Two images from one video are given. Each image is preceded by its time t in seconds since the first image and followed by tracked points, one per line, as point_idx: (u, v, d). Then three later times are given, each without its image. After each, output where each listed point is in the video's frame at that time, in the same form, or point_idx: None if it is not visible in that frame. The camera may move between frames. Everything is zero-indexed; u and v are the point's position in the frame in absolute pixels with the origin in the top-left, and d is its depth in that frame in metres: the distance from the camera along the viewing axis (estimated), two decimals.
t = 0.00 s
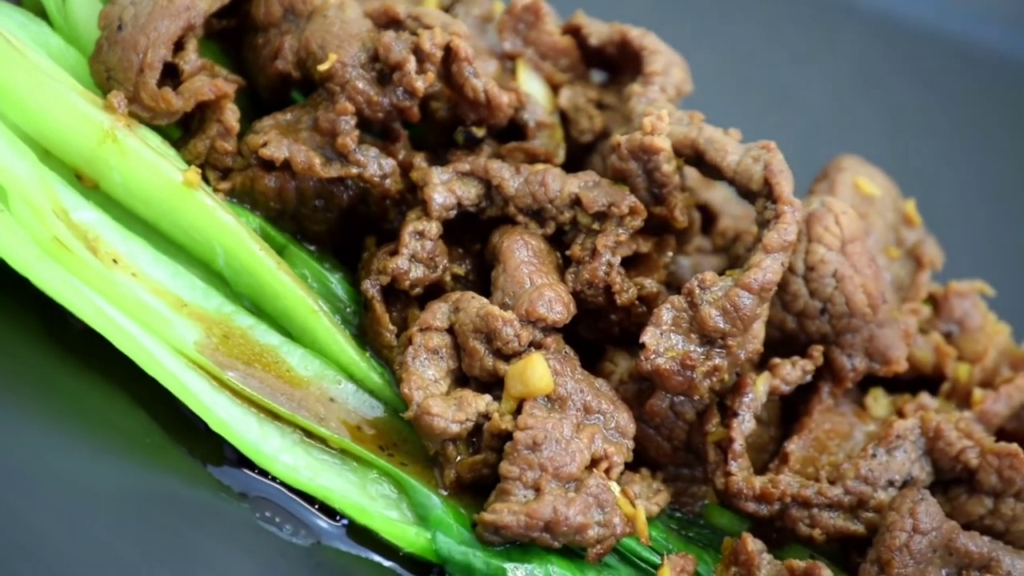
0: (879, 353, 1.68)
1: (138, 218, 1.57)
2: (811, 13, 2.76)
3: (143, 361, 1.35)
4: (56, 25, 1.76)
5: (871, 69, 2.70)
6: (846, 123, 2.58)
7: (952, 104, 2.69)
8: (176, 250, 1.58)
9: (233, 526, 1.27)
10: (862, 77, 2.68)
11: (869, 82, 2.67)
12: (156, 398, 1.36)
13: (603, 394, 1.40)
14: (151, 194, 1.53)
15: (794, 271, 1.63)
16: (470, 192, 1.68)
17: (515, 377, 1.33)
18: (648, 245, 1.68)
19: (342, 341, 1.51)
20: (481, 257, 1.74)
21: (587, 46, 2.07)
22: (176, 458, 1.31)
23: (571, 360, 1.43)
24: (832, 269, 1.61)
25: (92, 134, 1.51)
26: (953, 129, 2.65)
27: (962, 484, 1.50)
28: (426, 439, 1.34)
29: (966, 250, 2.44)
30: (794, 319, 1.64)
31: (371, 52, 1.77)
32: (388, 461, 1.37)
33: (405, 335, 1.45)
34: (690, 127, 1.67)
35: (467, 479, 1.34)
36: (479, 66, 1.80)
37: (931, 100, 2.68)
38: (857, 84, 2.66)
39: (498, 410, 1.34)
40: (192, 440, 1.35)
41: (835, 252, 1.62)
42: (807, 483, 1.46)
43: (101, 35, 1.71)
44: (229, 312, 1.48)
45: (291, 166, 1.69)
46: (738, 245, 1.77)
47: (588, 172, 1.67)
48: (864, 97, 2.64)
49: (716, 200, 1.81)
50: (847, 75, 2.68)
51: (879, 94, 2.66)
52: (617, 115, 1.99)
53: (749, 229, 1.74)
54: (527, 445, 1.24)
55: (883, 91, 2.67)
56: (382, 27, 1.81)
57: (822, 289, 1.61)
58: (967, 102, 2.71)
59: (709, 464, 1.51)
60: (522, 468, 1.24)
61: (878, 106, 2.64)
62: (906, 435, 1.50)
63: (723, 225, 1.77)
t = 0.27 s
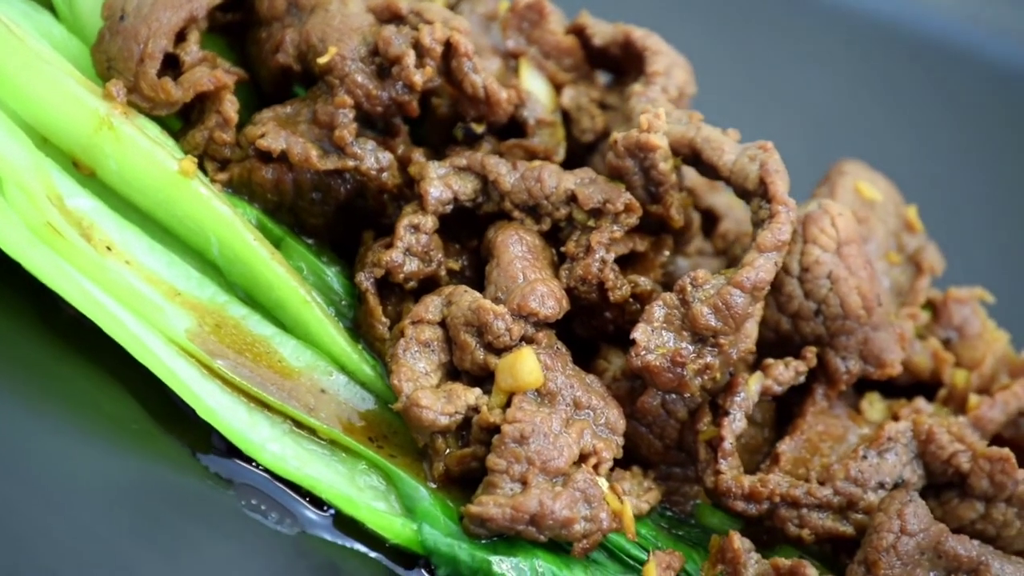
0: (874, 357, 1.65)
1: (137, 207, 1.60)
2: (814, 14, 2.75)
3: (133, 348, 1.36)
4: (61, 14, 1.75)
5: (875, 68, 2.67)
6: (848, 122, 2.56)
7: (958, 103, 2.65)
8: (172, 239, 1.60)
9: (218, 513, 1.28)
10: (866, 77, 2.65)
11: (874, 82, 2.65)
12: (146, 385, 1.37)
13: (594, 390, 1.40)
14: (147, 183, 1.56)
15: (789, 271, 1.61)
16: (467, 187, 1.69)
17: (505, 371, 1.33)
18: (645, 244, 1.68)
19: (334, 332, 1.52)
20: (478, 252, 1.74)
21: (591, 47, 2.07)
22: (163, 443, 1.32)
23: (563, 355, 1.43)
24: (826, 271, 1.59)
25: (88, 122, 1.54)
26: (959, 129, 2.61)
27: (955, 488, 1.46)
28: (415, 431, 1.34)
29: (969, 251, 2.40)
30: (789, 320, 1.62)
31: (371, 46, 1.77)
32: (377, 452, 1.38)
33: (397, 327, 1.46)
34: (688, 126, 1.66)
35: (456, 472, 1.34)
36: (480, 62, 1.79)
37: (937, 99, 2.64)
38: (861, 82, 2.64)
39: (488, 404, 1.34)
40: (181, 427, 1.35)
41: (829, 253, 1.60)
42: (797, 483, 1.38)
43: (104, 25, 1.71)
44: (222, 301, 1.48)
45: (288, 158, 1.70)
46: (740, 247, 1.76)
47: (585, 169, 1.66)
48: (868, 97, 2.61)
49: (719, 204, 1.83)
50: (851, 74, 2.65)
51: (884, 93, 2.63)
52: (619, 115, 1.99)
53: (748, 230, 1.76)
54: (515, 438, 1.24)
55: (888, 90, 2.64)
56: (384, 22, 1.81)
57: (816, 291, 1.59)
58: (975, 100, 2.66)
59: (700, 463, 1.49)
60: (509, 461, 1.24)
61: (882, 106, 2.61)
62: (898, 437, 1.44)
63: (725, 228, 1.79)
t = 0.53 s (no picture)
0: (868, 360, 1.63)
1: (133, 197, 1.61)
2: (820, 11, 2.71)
3: (124, 337, 1.37)
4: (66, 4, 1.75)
5: (880, 68, 2.64)
6: (851, 123, 2.53)
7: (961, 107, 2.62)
8: (168, 228, 1.61)
9: (203, 500, 1.28)
10: (870, 77, 2.62)
11: (877, 83, 2.62)
12: (137, 373, 1.38)
13: (586, 386, 1.40)
14: (143, 171, 1.57)
15: (784, 272, 1.59)
16: (464, 181, 1.69)
17: (495, 365, 1.33)
18: (641, 243, 1.69)
19: (327, 324, 1.54)
20: (474, 247, 1.74)
21: (595, 47, 2.07)
22: (152, 431, 1.32)
23: (555, 351, 1.42)
24: (821, 271, 1.56)
25: (87, 111, 1.55)
26: (962, 132, 2.58)
27: (946, 491, 1.43)
28: (405, 424, 1.34)
29: (970, 256, 2.38)
30: (783, 320, 1.60)
31: (372, 40, 1.77)
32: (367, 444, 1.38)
33: (391, 320, 1.46)
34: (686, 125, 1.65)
35: (445, 465, 1.34)
36: (480, 58, 1.79)
37: (941, 102, 2.62)
38: (865, 83, 2.60)
39: (479, 398, 1.34)
40: (170, 416, 1.36)
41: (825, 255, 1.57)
42: (787, 482, 1.36)
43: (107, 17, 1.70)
44: (216, 292, 1.51)
45: (285, 150, 1.70)
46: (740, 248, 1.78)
47: (581, 166, 1.66)
48: (872, 97, 2.58)
49: (723, 208, 1.83)
50: (855, 74, 2.62)
51: (888, 94, 2.60)
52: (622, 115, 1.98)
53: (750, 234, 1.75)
54: (503, 432, 1.24)
55: (889, 91, 2.61)
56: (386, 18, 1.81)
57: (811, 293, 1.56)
58: (978, 104, 2.64)
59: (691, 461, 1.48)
60: (497, 455, 1.24)
61: (886, 107, 2.58)
62: (889, 439, 1.42)
63: (726, 231, 1.79)
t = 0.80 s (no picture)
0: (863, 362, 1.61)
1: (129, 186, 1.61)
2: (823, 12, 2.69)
3: (116, 324, 1.38)
4: None
5: (882, 71, 2.62)
6: (853, 126, 2.51)
7: (963, 111, 2.60)
8: (163, 217, 1.62)
9: (189, 487, 1.29)
10: (872, 79, 2.60)
11: (880, 85, 2.59)
12: (128, 360, 1.39)
13: (576, 381, 1.39)
14: (139, 160, 1.57)
15: (779, 272, 1.57)
16: (461, 176, 1.69)
17: (485, 358, 1.33)
18: (638, 241, 1.69)
19: (320, 315, 1.55)
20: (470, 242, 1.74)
21: (599, 47, 2.07)
22: (140, 418, 1.34)
23: (546, 346, 1.42)
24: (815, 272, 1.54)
25: (84, 99, 1.56)
26: (964, 136, 2.56)
27: (937, 494, 1.41)
28: (394, 415, 1.35)
29: (970, 262, 2.36)
30: (778, 321, 1.59)
31: (372, 34, 1.77)
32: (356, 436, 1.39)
33: (383, 312, 1.47)
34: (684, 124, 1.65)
35: (434, 457, 1.35)
36: (480, 54, 1.79)
37: (942, 105, 2.60)
38: (867, 85, 2.58)
39: (469, 390, 1.35)
40: (160, 403, 1.37)
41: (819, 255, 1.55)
42: (776, 481, 1.35)
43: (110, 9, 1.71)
44: (210, 282, 1.52)
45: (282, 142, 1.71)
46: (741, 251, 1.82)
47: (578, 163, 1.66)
48: (874, 99, 2.56)
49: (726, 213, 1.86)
50: (857, 76, 2.60)
51: (890, 96, 2.58)
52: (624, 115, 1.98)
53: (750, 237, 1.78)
54: (490, 425, 1.24)
55: (890, 93, 2.59)
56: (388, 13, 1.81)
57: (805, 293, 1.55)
58: (979, 109, 2.62)
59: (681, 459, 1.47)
60: (484, 447, 1.24)
61: (888, 110, 2.56)
62: (880, 441, 1.40)
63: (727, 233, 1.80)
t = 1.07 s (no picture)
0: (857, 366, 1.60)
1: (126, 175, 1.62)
2: (825, 13, 2.67)
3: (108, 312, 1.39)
4: None
5: (883, 73, 2.60)
6: (853, 128, 2.49)
7: (964, 115, 2.59)
8: (160, 207, 1.62)
9: (176, 475, 1.29)
10: (873, 81, 2.58)
11: (879, 86, 2.57)
12: (120, 348, 1.41)
13: (568, 377, 1.39)
14: (137, 149, 1.58)
15: (774, 273, 1.55)
16: (458, 171, 1.69)
17: (476, 351, 1.33)
18: (634, 240, 1.69)
19: (313, 307, 1.56)
20: (467, 238, 1.74)
21: (603, 48, 2.07)
22: (130, 404, 1.34)
23: (538, 341, 1.42)
24: (809, 273, 1.53)
25: (82, 87, 1.57)
26: (965, 140, 2.55)
27: (928, 497, 1.39)
28: (384, 407, 1.36)
29: (968, 267, 2.34)
30: (772, 321, 1.57)
31: (373, 29, 1.78)
32: (346, 428, 1.40)
33: (377, 305, 1.47)
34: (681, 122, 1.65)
35: (423, 450, 1.35)
36: (480, 50, 1.79)
37: (944, 109, 2.58)
38: (867, 86, 2.56)
39: (459, 383, 1.35)
40: (152, 391, 1.38)
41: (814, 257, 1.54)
42: (765, 480, 1.34)
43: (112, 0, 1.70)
44: (205, 272, 1.52)
45: (281, 134, 1.71)
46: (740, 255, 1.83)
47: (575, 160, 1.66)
48: (875, 101, 2.54)
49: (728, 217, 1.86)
50: (857, 77, 2.58)
51: (891, 99, 2.56)
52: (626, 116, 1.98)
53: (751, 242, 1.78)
54: (479, 418, 1.25)
55: (890, 95, 2.57)
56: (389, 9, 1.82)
57: (799, 294, 1.53)
58: (981, 113, 2.60)
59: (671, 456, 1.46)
60: (473, 440, 1.25)
61: (887, 112, 2.54)
62: (871, 442, 1.39)
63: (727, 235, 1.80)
